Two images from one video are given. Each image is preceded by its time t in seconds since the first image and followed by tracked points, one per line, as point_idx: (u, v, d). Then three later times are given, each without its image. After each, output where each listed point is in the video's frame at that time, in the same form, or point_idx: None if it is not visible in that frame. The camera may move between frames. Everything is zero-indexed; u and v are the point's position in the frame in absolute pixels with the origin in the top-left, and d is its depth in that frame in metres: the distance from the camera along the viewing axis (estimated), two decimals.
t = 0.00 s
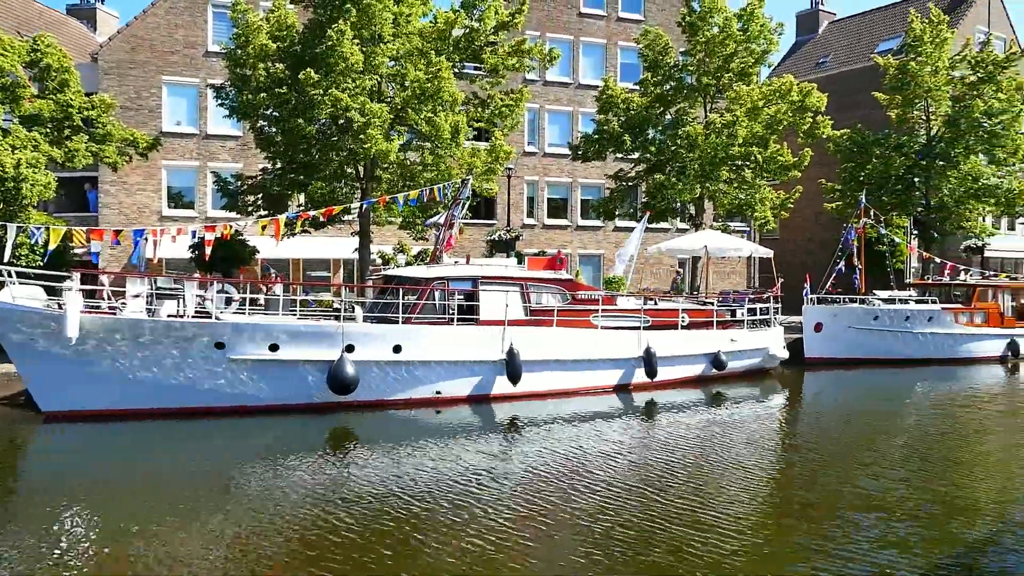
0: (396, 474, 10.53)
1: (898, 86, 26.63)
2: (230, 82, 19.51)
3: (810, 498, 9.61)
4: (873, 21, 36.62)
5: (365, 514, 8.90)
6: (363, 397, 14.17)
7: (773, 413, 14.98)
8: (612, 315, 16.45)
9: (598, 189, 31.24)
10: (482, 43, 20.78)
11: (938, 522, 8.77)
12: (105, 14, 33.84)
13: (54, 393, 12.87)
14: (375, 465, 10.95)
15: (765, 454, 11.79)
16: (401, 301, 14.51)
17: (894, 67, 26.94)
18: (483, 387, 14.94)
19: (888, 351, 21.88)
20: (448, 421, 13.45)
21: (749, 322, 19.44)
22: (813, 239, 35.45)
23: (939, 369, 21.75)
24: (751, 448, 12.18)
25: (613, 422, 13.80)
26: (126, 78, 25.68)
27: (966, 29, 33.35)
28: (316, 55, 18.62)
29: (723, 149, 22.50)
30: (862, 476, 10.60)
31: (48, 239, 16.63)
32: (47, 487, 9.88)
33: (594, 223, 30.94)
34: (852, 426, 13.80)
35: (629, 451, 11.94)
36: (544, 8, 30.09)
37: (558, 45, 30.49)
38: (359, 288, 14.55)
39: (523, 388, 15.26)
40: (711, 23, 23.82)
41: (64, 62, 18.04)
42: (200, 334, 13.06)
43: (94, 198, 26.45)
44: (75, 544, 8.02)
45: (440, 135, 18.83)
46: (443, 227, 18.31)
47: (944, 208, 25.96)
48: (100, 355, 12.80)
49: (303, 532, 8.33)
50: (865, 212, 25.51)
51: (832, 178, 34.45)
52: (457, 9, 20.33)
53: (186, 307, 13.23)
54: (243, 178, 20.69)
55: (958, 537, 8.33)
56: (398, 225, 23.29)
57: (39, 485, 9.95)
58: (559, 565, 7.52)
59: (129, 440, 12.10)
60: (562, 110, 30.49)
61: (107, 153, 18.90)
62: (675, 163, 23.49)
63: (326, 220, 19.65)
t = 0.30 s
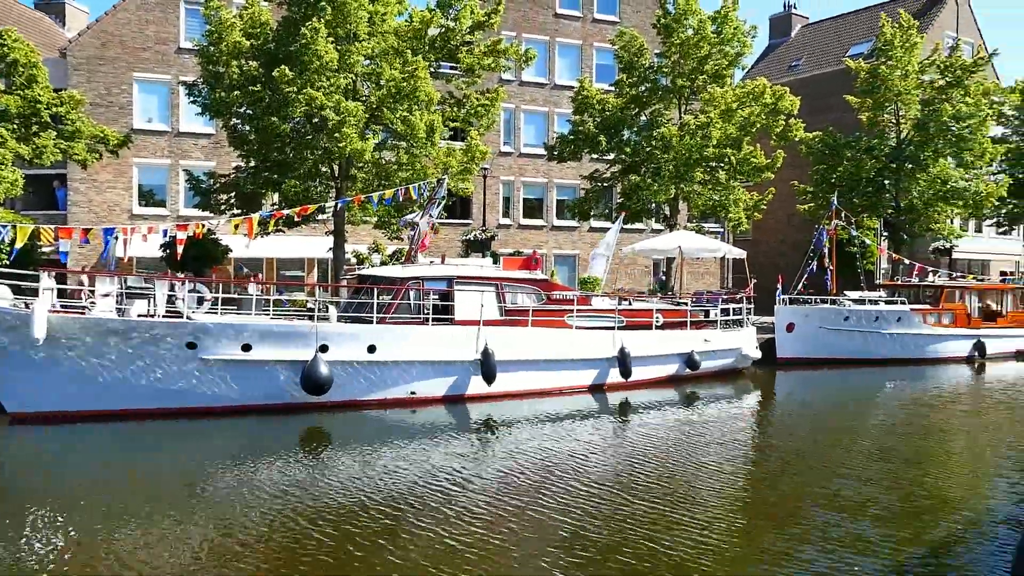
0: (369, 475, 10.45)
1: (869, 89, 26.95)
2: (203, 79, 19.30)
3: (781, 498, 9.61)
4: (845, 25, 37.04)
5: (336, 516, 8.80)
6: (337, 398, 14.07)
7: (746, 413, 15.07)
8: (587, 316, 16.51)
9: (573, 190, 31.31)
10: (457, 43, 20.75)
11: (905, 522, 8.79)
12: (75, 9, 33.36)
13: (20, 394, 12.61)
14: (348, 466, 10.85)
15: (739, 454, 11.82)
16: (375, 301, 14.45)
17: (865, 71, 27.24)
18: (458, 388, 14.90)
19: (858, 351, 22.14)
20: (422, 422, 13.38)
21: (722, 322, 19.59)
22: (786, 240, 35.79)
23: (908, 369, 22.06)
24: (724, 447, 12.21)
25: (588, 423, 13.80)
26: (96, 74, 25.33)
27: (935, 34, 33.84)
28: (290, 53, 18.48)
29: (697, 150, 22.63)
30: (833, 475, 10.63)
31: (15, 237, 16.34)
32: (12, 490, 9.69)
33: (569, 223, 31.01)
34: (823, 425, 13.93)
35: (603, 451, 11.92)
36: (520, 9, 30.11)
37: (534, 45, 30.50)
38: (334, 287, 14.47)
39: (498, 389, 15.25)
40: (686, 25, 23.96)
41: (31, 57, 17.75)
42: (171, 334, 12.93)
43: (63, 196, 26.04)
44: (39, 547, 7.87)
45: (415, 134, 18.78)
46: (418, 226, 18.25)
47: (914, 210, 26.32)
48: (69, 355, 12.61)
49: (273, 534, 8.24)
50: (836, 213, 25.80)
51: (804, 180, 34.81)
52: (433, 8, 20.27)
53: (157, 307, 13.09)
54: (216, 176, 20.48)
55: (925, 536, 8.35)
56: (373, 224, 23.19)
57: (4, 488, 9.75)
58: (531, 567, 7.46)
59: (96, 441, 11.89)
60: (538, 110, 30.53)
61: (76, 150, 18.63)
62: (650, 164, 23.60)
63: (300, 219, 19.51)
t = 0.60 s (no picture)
0: (343, 475, 10.39)
1: (844, 92, 27.21)
2: (178, 75, 19.08)
3: (753, 499, 9.63)
4: (821, 29, 37.37)
5: (309, 516, 8.73)
6: (312, 398, 13.97)
7: (722, 413, 15.14)
8: (565, 316, 16.54)
9: (552, 189, 31.34)
10: (436, 41, 20.70)
11: (871, 523, 8.80)
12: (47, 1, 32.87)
13: None
14: (323, 466, 10.77)
15: (713, 454, 11.87)
16: (352, 300, 14.38)
17: (840, 74, 27.49)
18: (435, 387, 14.85)
19: (832, 352, 22.33)
20: (398, 422, 13.32)
21: (698, 323, 19.72)
22: (762, 241, 36.05)
23: (881, 369, 22.31)
24: (699, 448, 12.25)
25: (564, 423, 13.80)
26: (68, 68, 24.98)
27: (909, 38, 34.24)
28: (267, 49, 18.33)
29: (674, 151, 22.73)
30: (806, 476, 10.68)
31: None
32: None
33: (547, 223, 31.03)
34: (798, 425, 14.03)
35: (579, 451, 11.92)
36: (499, 8, 30.09)
37: (513, 44, 30.50)
38: (310, 286, 14.40)
39: (476, 388, 15.23)
40: (663, 26, 24.07)
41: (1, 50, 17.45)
42: (144, 332, 12.78)
43: (34, 191, 25.64)
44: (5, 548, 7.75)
45: (394, 132, 18.71)
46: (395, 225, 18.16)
47: (887, 212, 26.65)
48: (39, 353, 12.42)
49: (245, 534, 8.17)
50: (811, 215, 26.04)
51: (780, 182, 35.11)
52: (411, 6, 20.20)
53: (130, 305, 12.92)
54: (191, 173, 20.26)
55: (893, 538, 8.36)
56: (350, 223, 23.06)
57: None
58: (504, 567, 7.43)
59: (66, 441, 11.70)
60: (516, 109, 30.52)
61: (47, 145, 18.35)
62: (627, 165, 23.68)
63: (276, 217, 19.35)
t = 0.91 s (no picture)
0: (320, 475, 10.30)
1: (820, 94, 27.43)
2: (151, 72, 18.86)
3: (730, 498, 9.65)
4: (797, 30, 37.66)
5: (286, 518, 8.64)
6: (289, 399, 13.85)
7: (699, 412, 15.19)
8: (543, 315, 16.56)
9: (530, 189, 31.35)
10: (414, 40, 20.60)
11: (844, 522, 8.79)
12: None
13: None
14: (301, 467, 10.69)
15: (691, 453, 11.89)
16: (329, 300, 14.30)
17: (815, 75, 27.70)
18: (413, 387, 14.79)
19: (808, 350, 22.51)
20: (376, 422, 13.23)
21: (676, 322, 19.80)
22: (739, 241, 36.29)
23: (856, 368, 22.53)
24: (678, 447, 12.28)
25: (542, 422, 13.78)
26: (39, 65, 24.61)
27: (883, 40, 34.59)
28: (242, 48, 18.17)
29: (652, 151, 22.82)
30: (783, 475, 10.72)
31: None
32: None
33: (525, 222, 31.03)
34: (774, 425, 14.11)
35: (558, 450, 11.91)
36: (477, 7, 30.04)
37: (491, 44, 30.46)
38: (287, 285, 14.30)
39: (454, 388, 15.18)
40: (641, 27, 24.15)
41: None
42: (118, 334, 12.62)
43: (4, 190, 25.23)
44: None
45: (372, 131, 18.64)
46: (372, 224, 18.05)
47: (861, 213, 26.93)
48: (10, 355, 12.22)
49: (222, 536, 8.08)
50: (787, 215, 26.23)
51: (757, 182, 35.36)
52: (389, 5, 20.12)
53: (103, 306, 12.77)
54: (165, 172, 20.03)
55: (865, 537, 8.37)
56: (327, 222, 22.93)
57: None
58: (484, 567, 7.39)
59: (38, 442, 11.51)
60: (495, 109, 30.49)
61: (17, 143, 18.06)
62: (605, 165, 23.73)
63: (252, 216, 19.18)
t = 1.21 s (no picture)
0: (297, 477, 10.24)
1: (794, 92, 27.63)
2: (125, 71, 18.63)
3: (709, 496, 9.65)
4: (772, 30, 37.94)
5: (266, 519, 8.58)
6: (267, 399, 13.74)
7: (677, 409, 15.26)
8: (522, 314, 16.57)
9: (508, 188, 31.34)
10: (391, 38, 20.49)
11: (820, 518, 8.83)
12: None
13: None
14: (281, 468, 10.62)
15: (670, 451, 11.91)
16: (307, 300, 14.22)
17: (790, 74, 27.90)
18: (392, 387, 14.73)
19: (785, 346, 22.68)
20: (354, 422, 13.16)
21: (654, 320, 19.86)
22: (716, 239, 36.51)
23: (832, 364, 22.71)
24: (657, 444, 12.31)
25: (521, 421, 13.78)
26: (9, 63, 24.25)
27: (856, 39, 34.91)
28: (217, 46, 18.00)
29: (630, 150, 22.89)
30: (761, 471, 10.75)
31: None
32: None
33: (504, 221, 31.03)
34: (751, 421, 14.21)
35: (538, 448, 11.92)
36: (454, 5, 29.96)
37: (469, 42, 30.40)
38: (264, 286, 14.19)
39: (433, 387, 15.13)
40: (618, 26, 24.21)
41: None
42: (92, 335, 12.47)
43: None
44: None
45: (348, 131, 18.53)
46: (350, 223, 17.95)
47: (836, 210, 27.16)
48: None
49: (198, 538, 8.00)
50: (763, 213, 26.41)
51: (734, 180, 35.59)
52: (365, 3, 20.01)
53: (76, 307, 12.61)
54: (140, 171, 19.80)
55: (839, 534, 8.36)
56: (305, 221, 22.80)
57: None
58: (462, 567, 7.37)
59: (10, 445, 11.34)
60: (472, 108, 30.46)
61: None
62: (583, 163, 23.78)
63: (229, 216, 19.01)
